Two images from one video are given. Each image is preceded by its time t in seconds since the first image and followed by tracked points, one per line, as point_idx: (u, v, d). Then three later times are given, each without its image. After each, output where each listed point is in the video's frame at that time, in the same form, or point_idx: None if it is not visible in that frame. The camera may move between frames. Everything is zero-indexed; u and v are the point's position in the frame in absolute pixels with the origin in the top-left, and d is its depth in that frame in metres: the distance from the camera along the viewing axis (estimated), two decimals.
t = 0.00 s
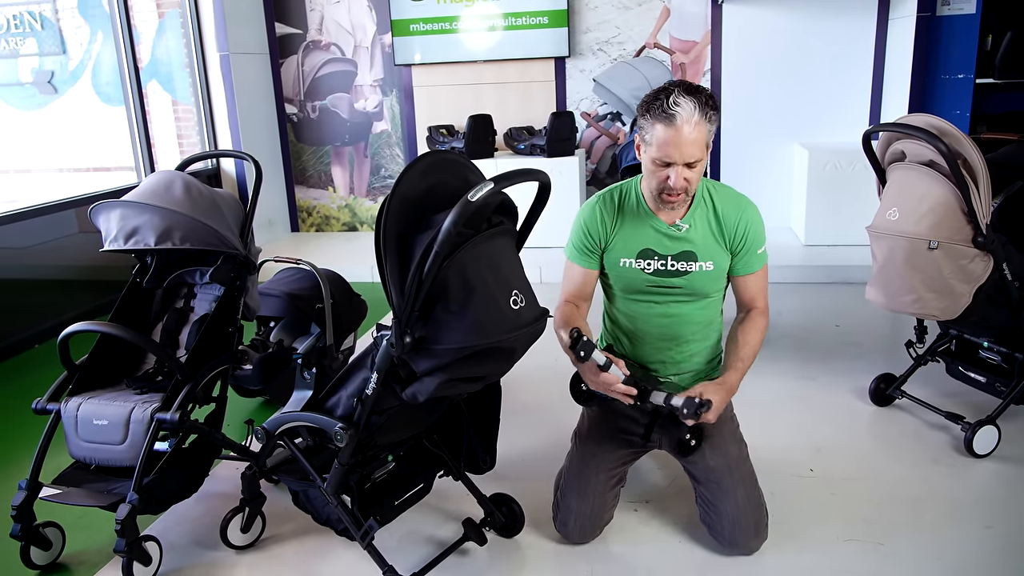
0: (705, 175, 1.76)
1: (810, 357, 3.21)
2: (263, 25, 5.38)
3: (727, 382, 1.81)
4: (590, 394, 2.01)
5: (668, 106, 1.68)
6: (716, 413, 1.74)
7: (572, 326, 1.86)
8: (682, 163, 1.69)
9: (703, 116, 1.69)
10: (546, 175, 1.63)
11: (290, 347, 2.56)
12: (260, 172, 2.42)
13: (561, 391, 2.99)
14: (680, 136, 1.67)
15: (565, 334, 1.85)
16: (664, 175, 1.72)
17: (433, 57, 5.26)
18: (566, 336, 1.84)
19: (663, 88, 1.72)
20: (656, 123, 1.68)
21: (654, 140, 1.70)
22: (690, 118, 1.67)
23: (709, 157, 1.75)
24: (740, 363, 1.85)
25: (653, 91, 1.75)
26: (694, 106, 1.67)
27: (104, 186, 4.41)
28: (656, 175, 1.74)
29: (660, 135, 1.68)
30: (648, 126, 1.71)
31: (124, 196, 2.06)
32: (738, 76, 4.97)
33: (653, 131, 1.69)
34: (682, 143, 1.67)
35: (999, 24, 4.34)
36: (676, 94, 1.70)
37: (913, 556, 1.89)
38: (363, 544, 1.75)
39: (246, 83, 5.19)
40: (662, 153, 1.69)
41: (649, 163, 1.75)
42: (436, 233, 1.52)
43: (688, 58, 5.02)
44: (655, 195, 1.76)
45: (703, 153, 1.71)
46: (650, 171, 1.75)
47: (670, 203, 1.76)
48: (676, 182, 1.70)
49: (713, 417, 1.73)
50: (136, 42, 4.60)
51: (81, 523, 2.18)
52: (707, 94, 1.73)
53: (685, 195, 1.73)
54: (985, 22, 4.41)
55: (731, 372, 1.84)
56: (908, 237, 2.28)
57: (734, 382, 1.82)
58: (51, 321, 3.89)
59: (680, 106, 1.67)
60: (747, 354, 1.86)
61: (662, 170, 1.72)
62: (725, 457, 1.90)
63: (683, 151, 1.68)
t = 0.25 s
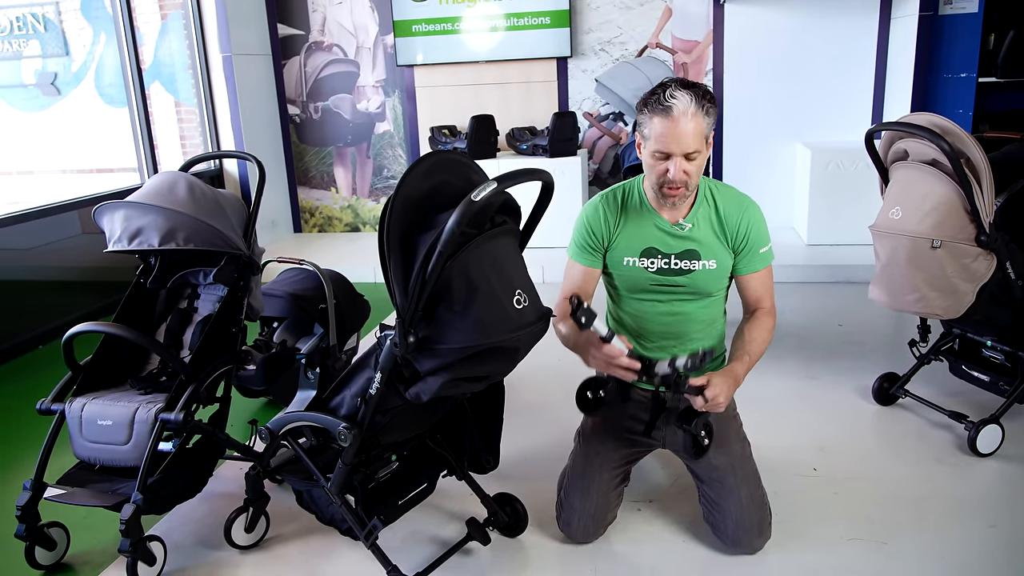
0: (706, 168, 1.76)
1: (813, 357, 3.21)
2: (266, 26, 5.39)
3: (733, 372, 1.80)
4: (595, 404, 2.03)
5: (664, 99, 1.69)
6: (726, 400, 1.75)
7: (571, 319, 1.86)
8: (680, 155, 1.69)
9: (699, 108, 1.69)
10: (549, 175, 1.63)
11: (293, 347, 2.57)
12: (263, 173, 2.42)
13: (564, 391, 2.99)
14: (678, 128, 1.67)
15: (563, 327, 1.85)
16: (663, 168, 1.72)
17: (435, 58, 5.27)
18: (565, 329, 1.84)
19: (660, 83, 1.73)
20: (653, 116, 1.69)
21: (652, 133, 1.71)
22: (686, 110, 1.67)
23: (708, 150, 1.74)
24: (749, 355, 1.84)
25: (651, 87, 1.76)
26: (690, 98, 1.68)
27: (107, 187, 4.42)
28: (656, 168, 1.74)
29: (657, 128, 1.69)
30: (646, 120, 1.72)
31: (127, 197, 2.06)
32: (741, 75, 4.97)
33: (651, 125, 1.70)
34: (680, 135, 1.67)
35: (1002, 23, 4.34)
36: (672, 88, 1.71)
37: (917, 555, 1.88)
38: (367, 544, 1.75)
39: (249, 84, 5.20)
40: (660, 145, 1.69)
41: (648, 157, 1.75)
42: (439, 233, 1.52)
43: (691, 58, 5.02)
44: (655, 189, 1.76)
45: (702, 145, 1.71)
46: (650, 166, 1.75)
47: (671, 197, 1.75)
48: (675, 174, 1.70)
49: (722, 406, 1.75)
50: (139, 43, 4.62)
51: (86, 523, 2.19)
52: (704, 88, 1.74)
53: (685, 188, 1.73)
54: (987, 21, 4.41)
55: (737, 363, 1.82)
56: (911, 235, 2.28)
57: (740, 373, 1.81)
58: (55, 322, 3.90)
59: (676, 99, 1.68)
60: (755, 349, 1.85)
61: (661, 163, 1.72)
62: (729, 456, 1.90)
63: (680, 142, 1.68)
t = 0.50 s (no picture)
0: (700, 161, 1.76)
1: (815, 357, 3.21)
2: (268, 26, 5.39)
3: (744, 358, 1.79)
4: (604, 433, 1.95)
5: (655, 92, 1.70)
6: (745, 378, 1.77)
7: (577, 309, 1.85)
8: (673, 146, 1.69)
9: (690, 100, 1.70)
10: (550, 175, 1.63)
11: (295, 347, 2.58)
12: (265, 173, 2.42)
13: (565, 390, 3.00)
14: (669, 120, 1.68)
15: (571, 319, 1.83)
16: (657, 161, 1.72)
17: (437, 58, 5.27)
18: (573, 318, 1.83)
19: (651, 80, 1.75)
20: (644, 110, 1.70)
21: (645, 127, 1.71)
22: (677, 101, 1.68)
23: (702, 142, 1.75)
24: (756, 347, 1.83)
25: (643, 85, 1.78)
26: (681, 90, 1.69)
27: (110, 187, 4.44)
28: (650, 162, 1.74)
29: (649, 121, 1.70)
30: (638, 115, 1.73)
31: (130, 197, 2.07)
32: (742, 75, 4.97)
33: (643, 118, 1.71)
34: (671, 127, 1.68)
35: (1004, 23, 4.33)
36: (663, 82, 1.72)
37: (918, 555, 1.88)
38: (368, 543, 1.76)
39: (251, 85, 5.21)
40: (652, 138, 1.70)
41: (642, 152, 1.76)
42: (440, 233, 1.52)
43: (692, 58, 5.02)
44: (651, 183, 1.76)
45: (695, 136, 1.71)
46: (644, 160, 1.75)
47: (666, 190, 1.75)
48: (669, 166, 1.70)
49: (742, 385, 1.77)
50: (142, 44, 4.63)
51: (88, 523, 2.19)
52: (695, 82, 1.75)
53: (681, 180, 1.72)
54: (990, 21, 4.41)
55: (746, 353, 1.81)
56: (912, 235, 2.28)
57: (752, 361, 1.80)
58: (58, 322, 3.91)
59: (667, 92, 1.70)
60: (760, 343, 1.84)
61: (655, 155, 1.72)
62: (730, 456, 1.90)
63: (672, 133, 1.68)
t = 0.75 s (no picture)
0: (703, 156, 1.76)
1: (816, 357, 3.20)
2: (269, 27, 5.40)
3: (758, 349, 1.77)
4: (623, 436, 1.91)
5: (656, 89, 1.70)
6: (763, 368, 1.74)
7: (576, 314, 1.85)
8: (676, 142, 1.69)
9: (691, 96, 1.70)
10: (550, 175, 1.63)
11: (296, 347, 2.59)
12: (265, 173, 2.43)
13: (566, 390, 2.99)
14: (672, 116, 1.67)
15: (569, 324, 1.83)
16: (661, 158, 1.72)
17: (438, 58, 5.28)
18: (571, 325, 1.83)
19: (650, 77, 1.75)
20: (646, 107, 1.70)
21: (647, 124, 1.71)
22: (679, 98, 1.68)
23: (704, 137, 1.75)
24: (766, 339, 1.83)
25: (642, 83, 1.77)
26: (682, 86, 1.69)
27: (112, 187, 4.44)
28: (653, 159, 1.74)
29: (652, 118, 1.69)
30: (640, 112, 1.73)
31: (131, 197, 2.07)
32: (744, 75, 4.96)
33: (645, 116, 1.70)
34: (674, 123, 1.67)
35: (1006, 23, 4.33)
36: (663, 79, 1.72)
37: (919, 556, 1.88)
38: (369, 543, 1.76)
39: (253, 85, 5.22)
40: (656, 135, 1.69)
41: (645, 150, 1.75)
42: (440, 233, 1.52)
43: (694, 58, 5.02)
44: (655, 180, 1.76)
45: (698, 132, 1.71)
46: (647, 157, 1.75)
47: (671, 186, 1.75)
48: (673, 162, 1.70)
49: (763, 375, 1.73)
50: (144, 44, 4.63)
51: (90, 523, 2.19)
52: (695, 79, 1.75)
53: (685, 176, 1.73)
54: (992, 21, 4.40)
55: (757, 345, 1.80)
56: (914, 235, 2.27)
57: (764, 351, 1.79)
58: (59, 322, 3.92)
59: (668, 88, 1.69)
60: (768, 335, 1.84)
61: (659, 152, 1.72)
62: (731, 456, 1.90)
63: (676, 129, 1.68)
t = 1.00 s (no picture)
0: (704, 158, 1.76)
1: (818, 357, 3.20)
2: (270, 27, 5.40)
3: (757, 352, 1.77)
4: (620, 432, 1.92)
5: (656, 91, 1.69)
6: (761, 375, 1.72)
7: (577, 317, 1.85)
8: (678, 145, 1.69)
9: (692, 98, 1.70)
10: (551, 174, 1.63)
11: (298, 348, 2.59)
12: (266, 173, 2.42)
13: (568, 390, 2.99)
14: (673, 119, 1.67)
15: (569, 326, 1.83)
16: (663, 160, 1.72)
17: (439, 58, 5.28)
18: (571, 327, 1.83)
19: (651, 79, 1.75)
20: (647, 109, 1.70)
21: (648, 127, 1.71)
22: (680, 100, 1.68)
23: (704, 138, 1.75)
24: (765, 339, 1.83)
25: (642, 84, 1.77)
26: (683, 88, 1.69)
27: (113, 188, 4.44)
28: (655, 162, 1.74)
29: (653, 121, 1.69)
30: (641, 115, 1.72)
31: (132, 198, 2.07)
32: (745, 75, 4.96)
33: (646, 118, 1.70)
34: (676, 126, 1.68)
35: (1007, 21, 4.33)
36: (663, 81, 1.72)
37: (921, 555, 1.88)
38: (371, 543, 1.76)
39: (254, 85, 5.22)
40: (657, 138, 1.69)
41: (646, 152, 1.75)
42: (441, 233, 1.52)
43: (695, 58, 5.02)
44: (656, 183, 1.76)
45: (699, 134, 1.71)
46: (649, 160, 1.75)
47: (672, 188, 1.74)
48: (675, 165, 1.70)
49: (760, 384, 1.71)
50: (145, 46, 4.64)
51: (91, 523, 2.19)
52: (695, 80, 1.75)
53: (686, 179, 1.73)
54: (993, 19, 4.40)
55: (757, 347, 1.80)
56: (916, 235, 2.27)
57: (762, 353, 1.79)
58: (60, 323, 3.92)
59: (669, 91, 1.69)
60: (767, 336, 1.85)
61: (661, 155, 1.72)
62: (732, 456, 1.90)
63: (678, 132, 1.68)
